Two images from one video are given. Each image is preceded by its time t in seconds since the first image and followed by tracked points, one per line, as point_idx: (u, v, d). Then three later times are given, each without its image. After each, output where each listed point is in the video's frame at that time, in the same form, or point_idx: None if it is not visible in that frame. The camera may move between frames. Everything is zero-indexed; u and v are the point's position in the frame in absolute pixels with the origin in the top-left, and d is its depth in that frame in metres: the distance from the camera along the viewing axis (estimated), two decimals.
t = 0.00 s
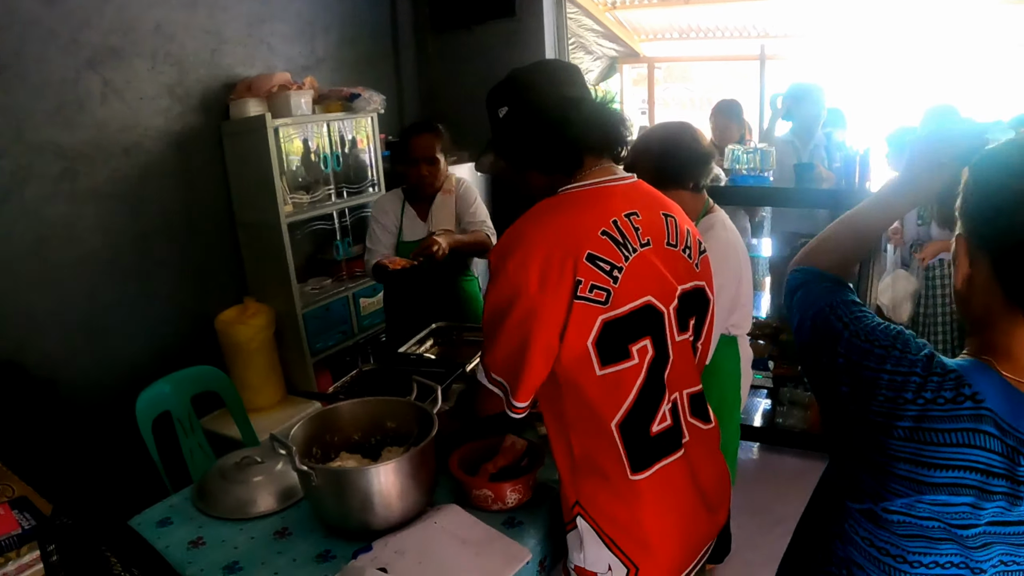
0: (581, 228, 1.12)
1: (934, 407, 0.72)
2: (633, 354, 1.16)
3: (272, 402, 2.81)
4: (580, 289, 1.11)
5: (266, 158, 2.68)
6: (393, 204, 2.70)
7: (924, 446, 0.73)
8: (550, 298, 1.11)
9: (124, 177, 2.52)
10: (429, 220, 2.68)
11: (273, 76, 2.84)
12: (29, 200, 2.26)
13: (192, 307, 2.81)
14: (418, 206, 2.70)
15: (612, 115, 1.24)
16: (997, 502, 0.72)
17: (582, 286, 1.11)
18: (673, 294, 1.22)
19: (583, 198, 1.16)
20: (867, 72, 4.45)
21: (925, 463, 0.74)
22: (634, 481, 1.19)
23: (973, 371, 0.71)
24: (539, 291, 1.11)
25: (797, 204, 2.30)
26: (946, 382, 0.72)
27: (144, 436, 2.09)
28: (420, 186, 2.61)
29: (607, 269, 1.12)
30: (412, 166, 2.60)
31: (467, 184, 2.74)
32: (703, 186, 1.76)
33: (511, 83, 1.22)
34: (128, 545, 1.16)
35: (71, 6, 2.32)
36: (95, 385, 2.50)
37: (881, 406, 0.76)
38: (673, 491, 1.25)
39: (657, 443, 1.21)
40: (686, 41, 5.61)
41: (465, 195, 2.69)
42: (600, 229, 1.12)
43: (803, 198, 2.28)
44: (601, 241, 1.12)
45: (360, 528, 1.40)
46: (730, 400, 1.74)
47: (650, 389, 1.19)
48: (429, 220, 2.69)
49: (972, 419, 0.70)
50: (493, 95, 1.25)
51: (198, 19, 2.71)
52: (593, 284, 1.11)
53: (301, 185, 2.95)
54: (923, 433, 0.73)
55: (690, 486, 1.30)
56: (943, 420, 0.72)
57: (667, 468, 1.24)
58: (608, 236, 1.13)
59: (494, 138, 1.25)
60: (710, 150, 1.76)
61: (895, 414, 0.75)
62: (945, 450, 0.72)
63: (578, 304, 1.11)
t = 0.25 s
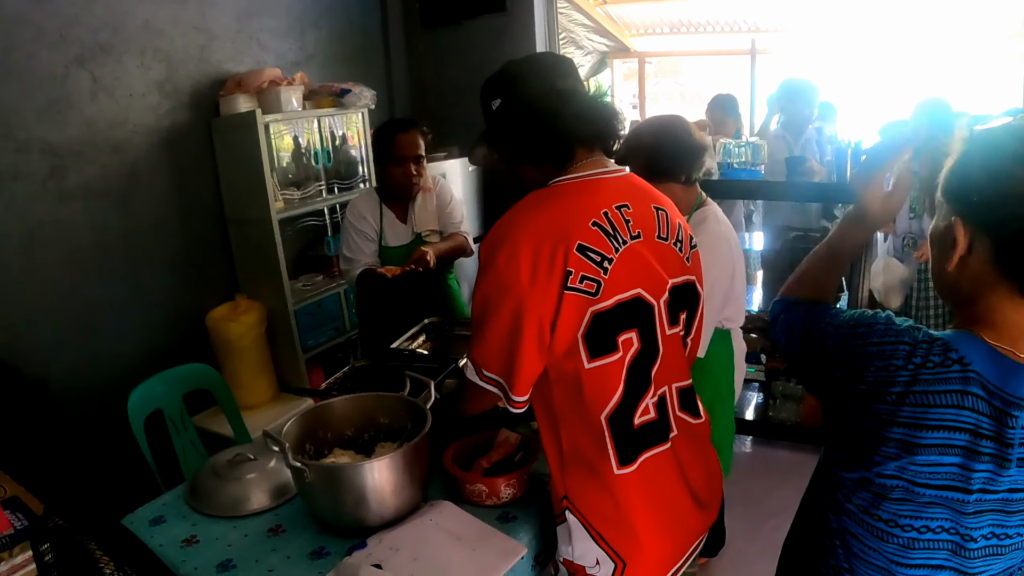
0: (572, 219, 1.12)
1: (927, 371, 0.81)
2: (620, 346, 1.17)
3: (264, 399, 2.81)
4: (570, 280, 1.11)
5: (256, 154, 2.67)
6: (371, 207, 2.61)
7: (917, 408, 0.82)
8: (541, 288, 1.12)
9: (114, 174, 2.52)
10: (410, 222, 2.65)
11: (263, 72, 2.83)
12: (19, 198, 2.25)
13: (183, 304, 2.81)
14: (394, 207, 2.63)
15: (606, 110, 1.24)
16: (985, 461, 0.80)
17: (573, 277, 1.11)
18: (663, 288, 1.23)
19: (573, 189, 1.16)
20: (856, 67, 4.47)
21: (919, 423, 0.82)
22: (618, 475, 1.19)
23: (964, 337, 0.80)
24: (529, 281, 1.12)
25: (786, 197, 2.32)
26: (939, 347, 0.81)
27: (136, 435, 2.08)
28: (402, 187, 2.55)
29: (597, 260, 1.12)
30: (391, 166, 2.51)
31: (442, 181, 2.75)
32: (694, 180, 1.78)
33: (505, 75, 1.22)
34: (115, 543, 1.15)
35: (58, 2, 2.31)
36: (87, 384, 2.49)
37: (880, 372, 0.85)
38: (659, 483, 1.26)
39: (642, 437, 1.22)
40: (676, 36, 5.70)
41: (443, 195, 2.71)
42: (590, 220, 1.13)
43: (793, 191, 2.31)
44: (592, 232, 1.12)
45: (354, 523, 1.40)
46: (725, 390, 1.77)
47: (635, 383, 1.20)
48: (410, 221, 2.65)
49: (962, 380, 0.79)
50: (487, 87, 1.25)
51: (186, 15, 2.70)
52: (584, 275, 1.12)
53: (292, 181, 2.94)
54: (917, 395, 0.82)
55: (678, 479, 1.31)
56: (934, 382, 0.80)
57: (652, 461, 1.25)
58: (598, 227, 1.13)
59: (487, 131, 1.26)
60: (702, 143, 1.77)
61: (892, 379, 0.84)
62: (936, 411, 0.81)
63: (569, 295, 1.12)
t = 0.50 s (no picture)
0: (572, 218, 1.13)
1: (894, 345, 0.90)
2: (625, 343, 1.18)
3: (257, 398, 2.81)
4: (575, 278, 1.12)
5: (248, 152, 2.66)
6: (331, 220, 2.48)
7: (887, 379, 0.90)
8: (544, 287, 1.12)
9: (105, 173, 2.51)
10: (371, 231, 2.59)
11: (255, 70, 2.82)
12: (10, 199, 2.24)
13: (175, 304, 2.80)
14: (353, 216, 2.55)
15: (599, 109, 1.25)
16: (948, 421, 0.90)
17: (576, 275, 1.12)
18: (660, 284, 1.25)
19: (571, 189, 1.17)
20: (846, 65, 4.51)
21: (890, 392, 0.90)
22: (628, 472, 1.21)
23: (921, 313, 0.90)
24: (532, 280, 1.12)
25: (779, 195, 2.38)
26: (900, 324, 0.90)
27: (129, 435, 2.08)
28: (364, 196, 2.47)
29: (600, 258, 1.14)
30: (352, 176, 2.41)
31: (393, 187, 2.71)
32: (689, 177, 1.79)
33: (497, 74, 1.21)
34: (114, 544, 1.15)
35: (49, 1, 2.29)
36: (79, 384, 2.49)
37: (851, 353, 0.93)
38: (664, 481, 1.27)
39: (648, 433, 1.24)
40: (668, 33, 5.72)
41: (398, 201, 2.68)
42: (590, 218, 1.14)
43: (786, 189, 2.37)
44: (592, 229, 1.14)
45: (349, 523, 1.41)
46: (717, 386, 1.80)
47: (639, 381, 1.21)
48: (371, 230, 2.59)
49: (924, 349, 0.88)
50: (480, 86, 1.24)
51: (177, 13, 2.69)
52: (587, 273, 1.13)
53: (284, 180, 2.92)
54: (886, 367, 0.90)
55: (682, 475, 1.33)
56: (900, 354, 0.89)
57: (657, 457, 1.26)
58: (598, 224, 1.14)
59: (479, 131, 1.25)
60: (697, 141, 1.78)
61: (862, 357, 0.92)
62: (903, 380, 0.89)
63: (572, 293, 1.13)
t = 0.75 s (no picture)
0: (572, 217, 1.13)
1: (923, 347, 0.84)
2: (624, 342, 1.19)
3: (253, 397, 2.81)
4: (574, 278, 1.13)
5: (245, 150, 2.66)
6: (304, 221, 2.32)
7: (923, 382, 0.84)
8: (544, 288, 1.13)
9: (102, 171, 2.50)
10: (344, 233, 2.44)
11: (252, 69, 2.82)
12: (7, 197, 2.24)
13: (172, 302, 2.80)
14: (325, 217, 2.40)
15: (594, 109, 1.25)
16: (974, 416, 0.86)
17: (576, 275, 1.13)
18: (657, 284, 1.26)
19: (568, 189, 1.17)
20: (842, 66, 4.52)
21: (929, 395, 0.84)
22: (629, 471, 1.22)
23: (933, 310, 0.87)
24: (532, 282, 1.12)
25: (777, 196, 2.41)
26: (921, 325, 0.86)
27: (125, 433, 2.08)
28: (332, 198, 2.31)
29: (599, 257, 1.14)
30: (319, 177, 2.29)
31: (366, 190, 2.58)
32: (689, 177, 1.79)
33: (494, 73, 1.21)
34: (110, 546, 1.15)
35: None
36: (75, 383, 2.48)
37: (881, 363, 0.86)
38: (663, 478, 1.29)
39: (648, 432, 1.25)
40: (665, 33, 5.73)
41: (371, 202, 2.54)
42: (588, 217, 1.15)
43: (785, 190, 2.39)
44: (592, 229, 1.14)
45: (345, 522, 1.41)
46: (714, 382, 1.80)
47: (638, 380, 1.23)
48: (343, 232, 2.45)
49: (949, 346, 0.84)
50: (476, 85, 1.24)
51: (175, 11, 2.69)
52: (587, 273, 1.13)
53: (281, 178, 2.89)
54: (920, 370, 0.84)
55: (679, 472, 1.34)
56: (931, 355, 0.84)
57: (655, 456, 1.27)
58: (597, 224, 1.15)
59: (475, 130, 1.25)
60: (697, 140, 1.78)
61: (893, 364, 0.85)
62: (936, 380, 0.84)
63: (572, 294, 1.13)
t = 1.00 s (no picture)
0: (574, 219, 1.14)
1: (938, 373, 0.74)
2: (626, 344, 1.19)
3: (255, 396, 2.81)
4: (576, 280, 1.13)
5: (248, 150, 2.67)
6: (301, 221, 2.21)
7: (952, 412, 0.74)
8: (547, 289, 1.13)
9: (105, 169, 2.51)
10: (342, 239, 2.31)
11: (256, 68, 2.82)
12: (10, 195, 2.25)
13: (174, 301, 2.81)
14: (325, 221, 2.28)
15: (598, 111, 1.25)
16: (993, 424, 0.77)
17: (579, 277, 1.13)
18: (659, 285, 1.26)
19: (568, 191, 1.17)
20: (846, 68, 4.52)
21: (961, 425, 0.74)
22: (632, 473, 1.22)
23: (927, 325, 0.77)
24: (534, 284, 1.12)
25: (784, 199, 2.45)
26: (925, 348, 0.76)
27: (127, 432, 2.08)
28: (329, 201, 2.21)
29: (602, 259, 1.14)
30: (313, 180, 2.18)
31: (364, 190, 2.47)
32: (695, 178, 1.79)
33: (498, 71, 1.21)
34: (113, 541, 1.15)
35: None
36: (76, 380, 2.49)
37: (904, 404, 0.75)
38: (663, 479, 1.29)
39: (651, 433, 1.25)
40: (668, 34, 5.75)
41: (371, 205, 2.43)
42: (591, 219, 1.15)
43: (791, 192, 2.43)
44: (594, 231, 1.14)
45: (347, 521, 1.41)
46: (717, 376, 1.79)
47: (641, 381, 1.23)
48: (341, 237, 2.32)
49: (960, 363, 0.75)
50: (480, 83, 1.24)
51: (179, 10, 2.69)
52: (589, 274, 1.13)
53: (284, 177, 2.87)
54: (946, 398, 0.74)
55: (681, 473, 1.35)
56: (950, 378, 0.74)
57: (658, 458, 1.27)
58: (599, 226, 1.15)
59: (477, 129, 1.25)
60: (704, 140, 1.77)
61: (917, 401, 0.74)
62: (961, 402, 0.74)
63: (575, 296, 1.13)
